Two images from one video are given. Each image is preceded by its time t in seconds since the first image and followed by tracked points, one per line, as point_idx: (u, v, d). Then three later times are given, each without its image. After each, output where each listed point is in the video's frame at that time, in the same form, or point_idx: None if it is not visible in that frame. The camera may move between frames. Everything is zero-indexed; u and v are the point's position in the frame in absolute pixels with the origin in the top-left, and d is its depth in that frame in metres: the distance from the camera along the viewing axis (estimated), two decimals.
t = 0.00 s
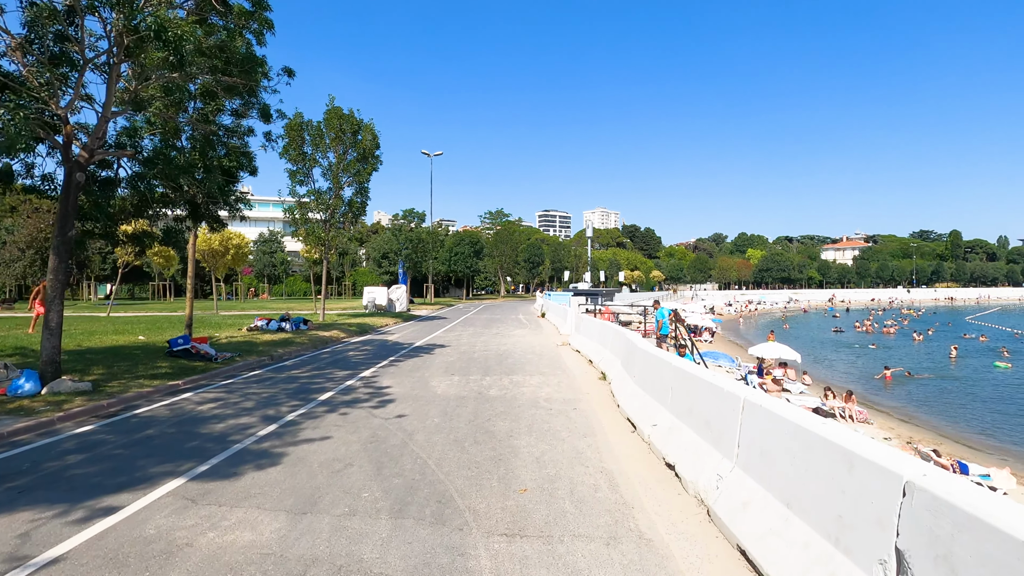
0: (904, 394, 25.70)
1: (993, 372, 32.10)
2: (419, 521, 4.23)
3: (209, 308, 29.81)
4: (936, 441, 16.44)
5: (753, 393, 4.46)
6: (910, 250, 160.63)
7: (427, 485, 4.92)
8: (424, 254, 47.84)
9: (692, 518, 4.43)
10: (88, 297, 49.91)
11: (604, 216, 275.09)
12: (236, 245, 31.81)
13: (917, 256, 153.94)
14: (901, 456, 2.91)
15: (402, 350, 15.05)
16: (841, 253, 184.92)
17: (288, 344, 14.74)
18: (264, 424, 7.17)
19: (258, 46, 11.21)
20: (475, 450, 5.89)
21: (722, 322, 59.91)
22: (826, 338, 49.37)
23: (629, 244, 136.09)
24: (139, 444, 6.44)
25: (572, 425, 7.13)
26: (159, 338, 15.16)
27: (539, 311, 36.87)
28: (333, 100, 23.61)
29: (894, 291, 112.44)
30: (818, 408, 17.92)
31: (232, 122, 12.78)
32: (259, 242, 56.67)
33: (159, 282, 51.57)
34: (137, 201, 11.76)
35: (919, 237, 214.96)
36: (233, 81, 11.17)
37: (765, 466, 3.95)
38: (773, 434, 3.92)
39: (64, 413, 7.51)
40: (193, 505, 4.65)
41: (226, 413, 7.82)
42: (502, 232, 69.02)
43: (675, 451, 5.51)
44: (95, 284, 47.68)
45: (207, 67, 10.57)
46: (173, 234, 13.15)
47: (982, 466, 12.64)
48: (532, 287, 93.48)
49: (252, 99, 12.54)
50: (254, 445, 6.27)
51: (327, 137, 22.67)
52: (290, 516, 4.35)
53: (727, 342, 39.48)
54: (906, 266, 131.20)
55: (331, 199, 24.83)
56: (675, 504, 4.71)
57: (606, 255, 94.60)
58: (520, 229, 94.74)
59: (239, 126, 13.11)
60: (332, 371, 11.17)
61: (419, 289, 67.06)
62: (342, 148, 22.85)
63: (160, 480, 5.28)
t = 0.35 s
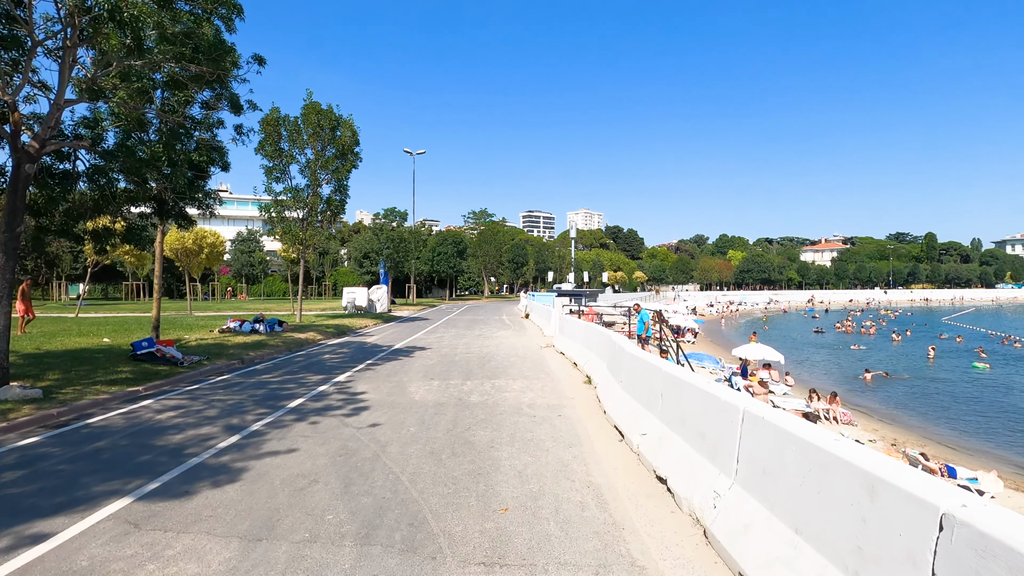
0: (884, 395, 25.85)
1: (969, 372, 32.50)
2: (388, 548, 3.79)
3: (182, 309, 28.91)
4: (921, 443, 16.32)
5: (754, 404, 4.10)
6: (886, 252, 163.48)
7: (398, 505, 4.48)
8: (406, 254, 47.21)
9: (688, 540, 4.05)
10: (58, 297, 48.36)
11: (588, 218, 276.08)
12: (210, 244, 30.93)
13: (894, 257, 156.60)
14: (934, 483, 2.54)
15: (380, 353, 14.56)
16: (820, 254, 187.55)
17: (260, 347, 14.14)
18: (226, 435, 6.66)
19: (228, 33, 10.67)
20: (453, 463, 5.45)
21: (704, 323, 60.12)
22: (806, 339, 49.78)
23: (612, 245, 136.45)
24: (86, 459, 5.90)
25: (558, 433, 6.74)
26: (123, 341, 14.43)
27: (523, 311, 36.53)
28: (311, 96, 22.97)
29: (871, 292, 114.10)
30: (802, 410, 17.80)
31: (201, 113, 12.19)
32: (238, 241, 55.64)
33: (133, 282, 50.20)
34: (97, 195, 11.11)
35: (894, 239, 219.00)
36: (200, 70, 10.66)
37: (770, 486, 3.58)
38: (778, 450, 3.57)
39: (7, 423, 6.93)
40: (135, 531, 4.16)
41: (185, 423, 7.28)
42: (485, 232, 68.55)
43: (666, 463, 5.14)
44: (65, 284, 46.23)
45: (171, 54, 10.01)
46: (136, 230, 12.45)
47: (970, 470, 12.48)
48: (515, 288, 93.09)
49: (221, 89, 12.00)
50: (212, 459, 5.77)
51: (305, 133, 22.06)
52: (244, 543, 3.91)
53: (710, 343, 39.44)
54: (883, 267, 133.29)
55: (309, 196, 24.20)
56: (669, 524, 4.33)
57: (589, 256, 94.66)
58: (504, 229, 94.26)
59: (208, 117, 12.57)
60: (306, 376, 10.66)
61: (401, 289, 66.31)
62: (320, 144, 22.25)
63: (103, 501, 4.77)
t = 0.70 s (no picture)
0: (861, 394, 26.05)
1: (942, 371, 33.02)
2: None
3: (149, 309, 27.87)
4: (900, 442, 16.31)
5: (755, 416, 3.75)
6: (859, 253, 166.76)
7: (364, 529, 4.05)
8: (384, 253, 46.50)
9: (684, 565, 3.68)
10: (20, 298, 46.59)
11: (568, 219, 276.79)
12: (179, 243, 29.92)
13: (866, 257, 159.74)
14: (981, 521, 2.21)
15: (355, 355, 14.04)
16: (794, 255, 190.52)
17: (228, 350, 13.52)
18: (180, 448, 6.14)
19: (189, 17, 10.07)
20: (427, 480, 5.01)
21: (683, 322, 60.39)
22: (783, 339, 50.29)
23: (592, 245, 136.87)
24: (21, 477, 5.35)
25: (539, 443, 6.34)
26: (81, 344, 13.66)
27: (503, 312, 36.12)
28: (283, 89, 22.26)
29: (845, 292, 116.16)
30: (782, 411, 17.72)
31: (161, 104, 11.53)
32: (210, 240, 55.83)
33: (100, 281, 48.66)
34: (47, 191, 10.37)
35: (866, 240, 223.49)
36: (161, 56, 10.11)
37: (777, 510, 3.21)
38: (784, 470, 3.22)
39: None
40: (64, 565, 3.67)
41: (137, 435, 6.72)
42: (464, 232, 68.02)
43: (657, 478, 4.78)
44: (28, 284, 44.59)
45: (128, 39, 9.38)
46: (89, 227, 11.71)
47: (951, 470, 12.43)
48: (495, 287, 92.54)
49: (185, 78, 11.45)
50: (162, 477, 5.26)
51: (277, 128, 21.37)
52: None
53: (690, 342, 39.47)
54: (855, 267, 135.89)
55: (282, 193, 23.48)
56: (662, 546, 3.96)
57: (569, 255, 94.71)
58: (484, 229, 93.77)
59: (171, 108, 11.99)
60: (274, 381, 10.12)
61: (379, 289, 65.43)
62: (293, 139, 21.58)
63: (32, 527, 4.25)
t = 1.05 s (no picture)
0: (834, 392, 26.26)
1: (911, 370, 33.57)
2: None
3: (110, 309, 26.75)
4: (876, 441, 16.30)
5: (753, 425, 3.43)
6: (828, 254, 170.19)
7: (320, 554, 3.61)
8: (358, 252, 45.65)
9: None
10: None
11: (545, 219, 277.17)
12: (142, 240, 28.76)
13: (835, 258, 163.11)
14: None
15: (325, 357, 13.47)
16: (766, 255, 193.73)
17: (189, 352, 12.85)
18: (123, 460, 5.60)
19: None
20: (394, 495, 4.59)
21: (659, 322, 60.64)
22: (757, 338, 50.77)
23: (569, 245, 137.11)
24: None
25: (516, 451, 5.95)
26: (30, 346, 12.85)
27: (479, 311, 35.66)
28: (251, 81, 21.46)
29: (815, 292, 118.37)
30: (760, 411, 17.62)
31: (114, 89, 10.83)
32: (178, 238, 54.42)
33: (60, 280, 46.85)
34: None
35: (835, 241, 228.44)
36: (116, 39, 9.53)
37: (780, 531, 2.89)
38: (789, 486, 2.90)
39: None
40: None
41: (78, 446, 6.15)
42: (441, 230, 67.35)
43: (643, 490, 4.44)
44: None
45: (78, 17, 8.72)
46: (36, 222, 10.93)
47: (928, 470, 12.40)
48: (472, 287, 91.95)
49: (141, 63, 10.86)
50: (99, 494, 4.74)
51: (245, 121, 20.61)
52: None
53: (667, 342, 39.51)
54: (825, 268, 138.65)
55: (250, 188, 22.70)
56: (652, 568, 3.61)
57: (546, 255, 94.63)
58: (460, 228, 93.14)
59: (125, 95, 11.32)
60: (236, 385, 9.54)
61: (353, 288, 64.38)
62: (262, 132, 20.85)
63: None
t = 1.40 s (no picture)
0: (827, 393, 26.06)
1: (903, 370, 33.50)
2: None
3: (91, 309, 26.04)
4: (874, 444, 16.06)
5: (779, 445, 3.03)
6: (819, 254, 170.95)
7: None
8: (348, 251, 45.04)
9: None
10: None
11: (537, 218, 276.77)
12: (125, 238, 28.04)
13: (826, 257, 163.86)
14: None
15: (310, 359, 12.99)
16: (757, 254, 194.29)
17: (167, 354, 12.32)
18: (80, 477, 5.11)
19: None
20: (375, 517, 4.16)
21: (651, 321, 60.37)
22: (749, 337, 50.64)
23: (561, 244, 136.80)
24: None
25: (509, 465, 5.53)
26: None
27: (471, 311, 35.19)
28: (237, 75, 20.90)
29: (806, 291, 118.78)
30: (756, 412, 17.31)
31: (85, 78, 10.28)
32: (165, 236, 53.53)
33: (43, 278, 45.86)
34: None
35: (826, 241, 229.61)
36: (87, 23, 8.98)
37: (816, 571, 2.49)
38: (827, 518, 2.51)
39: None
40: None
41: (34, 460, 5.65)
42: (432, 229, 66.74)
43: (649, 512, 4.03)
44: None
45: None
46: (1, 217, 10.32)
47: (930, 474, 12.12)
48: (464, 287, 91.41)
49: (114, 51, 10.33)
50: (47, 518, 4.26)
51: (230, 116, 20.04)
52: None
53: (660, 342, 39.21)
54: (816, 267, 139.19)
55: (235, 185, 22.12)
56: None
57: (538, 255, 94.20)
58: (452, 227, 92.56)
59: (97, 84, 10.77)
60: (214, 390, 9.05)
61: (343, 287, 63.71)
62: (247, 128, 20.29)
63: None
